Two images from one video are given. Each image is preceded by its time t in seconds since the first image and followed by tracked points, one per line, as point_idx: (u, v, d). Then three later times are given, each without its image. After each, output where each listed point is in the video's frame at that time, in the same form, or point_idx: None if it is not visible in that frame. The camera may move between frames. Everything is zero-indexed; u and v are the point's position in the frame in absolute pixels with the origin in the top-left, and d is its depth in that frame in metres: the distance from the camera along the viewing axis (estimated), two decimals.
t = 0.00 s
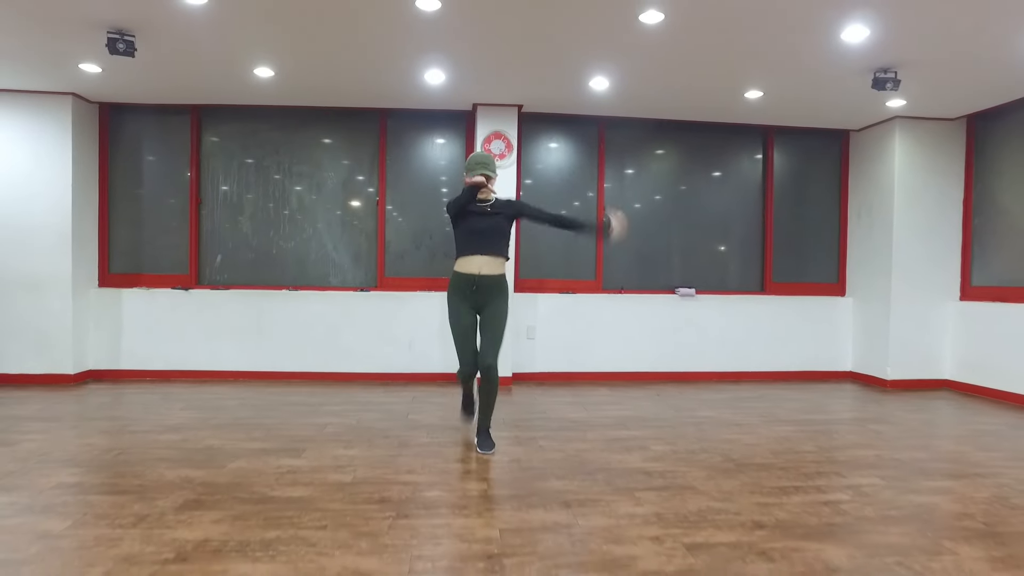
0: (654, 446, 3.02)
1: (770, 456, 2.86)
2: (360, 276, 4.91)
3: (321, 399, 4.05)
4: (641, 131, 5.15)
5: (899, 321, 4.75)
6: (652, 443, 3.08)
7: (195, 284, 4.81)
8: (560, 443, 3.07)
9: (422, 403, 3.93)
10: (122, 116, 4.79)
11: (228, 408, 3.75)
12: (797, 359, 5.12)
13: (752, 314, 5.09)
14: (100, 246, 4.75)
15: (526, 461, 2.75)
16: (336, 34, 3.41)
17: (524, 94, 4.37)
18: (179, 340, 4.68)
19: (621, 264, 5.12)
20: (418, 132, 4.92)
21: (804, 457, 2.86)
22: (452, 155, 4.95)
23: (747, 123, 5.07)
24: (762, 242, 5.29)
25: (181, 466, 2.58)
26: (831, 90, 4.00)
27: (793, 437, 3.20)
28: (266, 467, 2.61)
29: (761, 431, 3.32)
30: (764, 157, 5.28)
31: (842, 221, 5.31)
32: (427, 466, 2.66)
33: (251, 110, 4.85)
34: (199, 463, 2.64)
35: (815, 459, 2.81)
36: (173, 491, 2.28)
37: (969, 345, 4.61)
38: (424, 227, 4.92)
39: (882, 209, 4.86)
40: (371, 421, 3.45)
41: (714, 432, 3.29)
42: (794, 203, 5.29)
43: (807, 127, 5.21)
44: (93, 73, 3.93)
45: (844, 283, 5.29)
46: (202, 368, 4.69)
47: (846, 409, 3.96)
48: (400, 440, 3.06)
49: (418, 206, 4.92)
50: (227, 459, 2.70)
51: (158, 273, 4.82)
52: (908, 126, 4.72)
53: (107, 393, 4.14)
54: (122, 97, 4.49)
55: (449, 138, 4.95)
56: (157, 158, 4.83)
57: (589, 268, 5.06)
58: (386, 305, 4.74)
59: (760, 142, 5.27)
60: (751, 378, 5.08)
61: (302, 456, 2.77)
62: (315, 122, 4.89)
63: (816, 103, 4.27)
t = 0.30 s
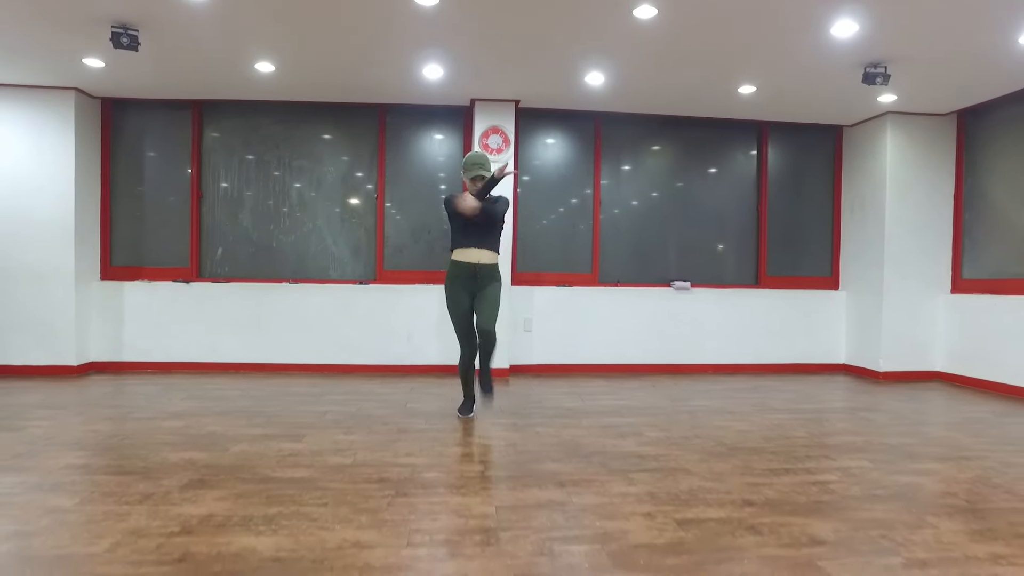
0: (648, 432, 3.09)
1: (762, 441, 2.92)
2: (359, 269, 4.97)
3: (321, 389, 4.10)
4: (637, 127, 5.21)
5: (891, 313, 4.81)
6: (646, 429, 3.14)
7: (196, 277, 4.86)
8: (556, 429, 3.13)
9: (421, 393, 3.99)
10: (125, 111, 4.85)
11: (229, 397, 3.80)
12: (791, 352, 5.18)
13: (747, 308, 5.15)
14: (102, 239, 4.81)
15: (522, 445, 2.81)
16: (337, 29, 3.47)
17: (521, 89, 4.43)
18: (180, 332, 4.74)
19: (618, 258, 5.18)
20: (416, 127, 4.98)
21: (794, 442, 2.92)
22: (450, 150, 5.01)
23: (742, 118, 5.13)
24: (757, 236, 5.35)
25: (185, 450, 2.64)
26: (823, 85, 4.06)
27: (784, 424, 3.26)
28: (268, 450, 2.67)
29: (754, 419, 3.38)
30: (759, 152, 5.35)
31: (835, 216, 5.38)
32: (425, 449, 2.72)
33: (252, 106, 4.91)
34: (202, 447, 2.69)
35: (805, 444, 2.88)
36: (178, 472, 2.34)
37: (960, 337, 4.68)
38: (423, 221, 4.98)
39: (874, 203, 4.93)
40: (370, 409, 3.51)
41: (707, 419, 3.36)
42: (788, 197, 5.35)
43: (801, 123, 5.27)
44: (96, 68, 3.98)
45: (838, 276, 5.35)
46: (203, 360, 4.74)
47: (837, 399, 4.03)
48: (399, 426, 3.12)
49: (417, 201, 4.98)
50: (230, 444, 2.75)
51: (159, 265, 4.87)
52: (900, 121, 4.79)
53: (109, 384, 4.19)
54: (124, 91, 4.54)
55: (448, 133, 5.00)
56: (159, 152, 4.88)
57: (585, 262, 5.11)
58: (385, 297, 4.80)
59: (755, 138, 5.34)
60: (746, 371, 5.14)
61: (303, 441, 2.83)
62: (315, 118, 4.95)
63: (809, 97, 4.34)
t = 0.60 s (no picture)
0: (646, 418, 3.11)
1: (759, 427, 2.95)
2: (359, 261, 4.99)
3: (321, 379, 4.12)
4: (636, 121, 5.24)
5: (888, 305, 4.84)
6: (645, 415, 3.17)
7: (197, 269, 4.88)
8: (555, 415, 3.15)
9: (421, 382, 4.01)
10: (126, 105, 4.87)
11: (229, 387, 3.82)
12: (788, 344, 5.22)
13: (744, 300, 5.18)
14: (103, 231, 4.82)
15: (521, 430, 2.84)
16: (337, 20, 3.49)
17: (520, 82, 4.45)
18: (181, 323, 4.76)
19: (617, 251, 5.20)
20: (416, 121, 5.00)
21: (791, 427, 2.95)
22: (450, 143, 5.03)
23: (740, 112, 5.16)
24: (754, 229, 5.37)
25: (187, 434, 2.66)
26: (821, 76, 4.09)
27: (780, 411, 3.29)
28: (269, 434, 2.69)
29: (751, 406, 3.41)
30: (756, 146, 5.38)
31: (832, 209, 5.40)
32: (424, 434, 2.74)
33: (252, 99, 4.93)
34: (204, 431, 2.71)
35: (802, 430, 2.90)
36: (179, 454, 2.36)
37: (956, 329, 4.71)
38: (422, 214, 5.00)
39: (870, 195, 4.96)
40: (370, 397, 3.53)
41: (705, 406, 3.38)
42: (785, 191, 5.38)
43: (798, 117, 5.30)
44: (97, 59, 4.00)
45: (835, 269, 5.38)
46: (203, 351, 4.76)
47: (834, 388, 4.06)
48: (399, 413, 3.14)
49: (416, 194, 5.00)
50: (230, 429, 2.78)
51: (159, 257, 4.88)
52: (896, 114, 4.82)
53: (110, 375, 4.21)
54: (126, 84, 4.56)
55: (447, 128, 5.03)
56: (159, 145, 4.90)
57: (584, 254, 5.13)
58: (385, 290, 4.83)
59: (753, 132, 5.36)
60: (743, 363, 5.17)
61: (304, 426, 2.85)
62: (315, 112, 4.97)
63: (807, 89, 4.35)
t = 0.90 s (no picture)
0: (648, 404, 3.09)
1: (762, 413, 2.93)
2: (359, 252, 4.97)
3: (320, 369, 4.10)
4: (637, 112, 5.22)
5: (889, 296, 4.83)
6: (647, 402, 3.15)
7: (196, 260, 4.86)
8: (557, 402, 3.14)
9: (421, 371, 3.99)
10: (125, 94, 4.84)
11: (228, 376, 3.79)
12: (788, 335, 5.20)
13: (746, 291, 5.16)
14: (102, 221, 4.80)
15: (523, 416, 2.82)
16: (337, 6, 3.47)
17: (521, 70, 4.43)
18: (180, 314, 4.73)
19: (617, 243, 5.18)
20: (416, 112, 4.98)
21: (794, 413, 2.93)
22: (451, 134, 5.01)
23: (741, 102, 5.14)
24: (755, 221, 5.35)
25: (185, 419, 2.64)
26: (823, 64, 4.07)
27: (782, 398, 3.27)
28: (269, 419, 2.67)
29: (753, 394, 3.39)
30: (757, 138, 5.36)
31: (833, 201, 5.39)
32: (425, 418, 2.72)
33: (252, 89, 4.90)
34: (203, 417, 2.69)
35: (805, 416, 2.89)
36: (178, 436, 2.34)
37: (957, 320, 4.69)
38: (423, 205, 4.98)
39: (872, 186, 4.95)
40: (370, 385, 3.51)
41: (707, 394, 3.37)
42: (786, 183, 5.37)
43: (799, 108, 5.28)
44: (96, 46, 3.98)
45: (836, 260, 5.36)
46: (203, 342, 4.74)
47: (836, 378, 4.04)
48: (400, 399, 3.12)
49: (416, 185, 4.98)
50: (230, 414, 2.76)
51: (159, 248, 4.86)
52: (898, 105, 4.80)
53: (109, 365, 4.19)
54: (125, 73, 4.54)
55: (448, 120, 5.01)
56: (158, 135, 4.87)
57: (585, 245, 5.11)
58: (385, 280, 4.81)
59: (754, 123, 5.34)
60: (745, 354, 5.15)
61: (304, 411, 2.83)
62: (315, 102, 4.94)
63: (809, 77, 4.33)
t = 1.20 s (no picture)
0: (652, 397, 3.04)
1: (768, 405, 2.88)
2: (359, 246, 4.92)
3: (319, 363, 4.05)
4: (639, 105, 5.17)
5: (894, 290, 4.78)
6: (651, 395, 3.10)
7: (194, 253, 4.80)
8: (560, 395, 3.09)
9: (421, 365, 3.94)
10: (122, 86, 4.79)
11: (226, 369, 3.74)
12: (792, 330, 5.15)
13: (749, 285, 5.11)
14: (98, 214, 4.75)
15: (525, 408, 2.77)
16: None
17: (522, 60, 4.38)
18: (178, 308, 4.68)
19: (619, 236, 5.13)
20: (416, 104, 4.93)
21: (801, 406, 2.88)
22: (451, 127, 4.96)
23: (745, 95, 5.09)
24: (758, 215, 5.30)
25: (181, 410, 2.59)
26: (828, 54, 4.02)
27: (788, 391, 3.23)
28: (266, 411, 2.62)
29: (759, 387, 3.34)
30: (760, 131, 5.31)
31: (837, 195, 5.34)
32: (425, 410, 2.67)
33: (250, 81, 4.85)
34: (199, 408, 2.64)
35: (812, 408, 2.84)
36: (174, 427, 2.29)
37: (963, 314, 4.64)
38: (423, 198, 4.93)
39: (876, 179, 4.90)
40: (370, 378, 3.47)
41: (711, 387, 3.32)
42: (789, 176, 5.32)
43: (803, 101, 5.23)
44: (92, 35, 3.92)
45: (839, 254, 5.31)
46: (201, 336, 4.69)
47: (841, 372, 3.99)
48: (400, 392, 3.07)
49: (416, 178, 4.93)
50: (226, 406, 2.71)
51: (156, 241, 4.81)
52: (902, 96, 4.75)
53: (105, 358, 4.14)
54: (122, 64, 4.48)
55: (448, 113, 4.95)
56: (156, 127, 4.82)
57: (587, 239, 5.06)
58: (385, 274, 4.76)
59: (757, 116, 5.29)
60: (748, 349, 5.10)
61: (302, 403, 2.78)
62: (314, 94, 4.89)
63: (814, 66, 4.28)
